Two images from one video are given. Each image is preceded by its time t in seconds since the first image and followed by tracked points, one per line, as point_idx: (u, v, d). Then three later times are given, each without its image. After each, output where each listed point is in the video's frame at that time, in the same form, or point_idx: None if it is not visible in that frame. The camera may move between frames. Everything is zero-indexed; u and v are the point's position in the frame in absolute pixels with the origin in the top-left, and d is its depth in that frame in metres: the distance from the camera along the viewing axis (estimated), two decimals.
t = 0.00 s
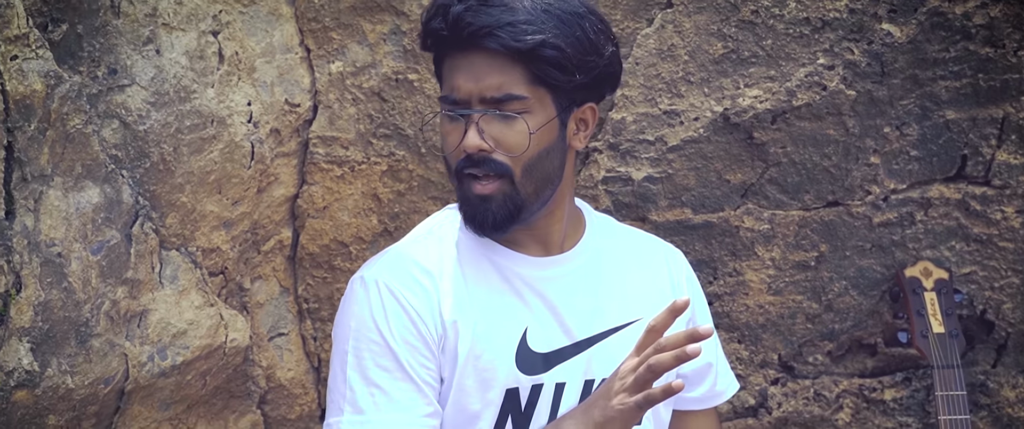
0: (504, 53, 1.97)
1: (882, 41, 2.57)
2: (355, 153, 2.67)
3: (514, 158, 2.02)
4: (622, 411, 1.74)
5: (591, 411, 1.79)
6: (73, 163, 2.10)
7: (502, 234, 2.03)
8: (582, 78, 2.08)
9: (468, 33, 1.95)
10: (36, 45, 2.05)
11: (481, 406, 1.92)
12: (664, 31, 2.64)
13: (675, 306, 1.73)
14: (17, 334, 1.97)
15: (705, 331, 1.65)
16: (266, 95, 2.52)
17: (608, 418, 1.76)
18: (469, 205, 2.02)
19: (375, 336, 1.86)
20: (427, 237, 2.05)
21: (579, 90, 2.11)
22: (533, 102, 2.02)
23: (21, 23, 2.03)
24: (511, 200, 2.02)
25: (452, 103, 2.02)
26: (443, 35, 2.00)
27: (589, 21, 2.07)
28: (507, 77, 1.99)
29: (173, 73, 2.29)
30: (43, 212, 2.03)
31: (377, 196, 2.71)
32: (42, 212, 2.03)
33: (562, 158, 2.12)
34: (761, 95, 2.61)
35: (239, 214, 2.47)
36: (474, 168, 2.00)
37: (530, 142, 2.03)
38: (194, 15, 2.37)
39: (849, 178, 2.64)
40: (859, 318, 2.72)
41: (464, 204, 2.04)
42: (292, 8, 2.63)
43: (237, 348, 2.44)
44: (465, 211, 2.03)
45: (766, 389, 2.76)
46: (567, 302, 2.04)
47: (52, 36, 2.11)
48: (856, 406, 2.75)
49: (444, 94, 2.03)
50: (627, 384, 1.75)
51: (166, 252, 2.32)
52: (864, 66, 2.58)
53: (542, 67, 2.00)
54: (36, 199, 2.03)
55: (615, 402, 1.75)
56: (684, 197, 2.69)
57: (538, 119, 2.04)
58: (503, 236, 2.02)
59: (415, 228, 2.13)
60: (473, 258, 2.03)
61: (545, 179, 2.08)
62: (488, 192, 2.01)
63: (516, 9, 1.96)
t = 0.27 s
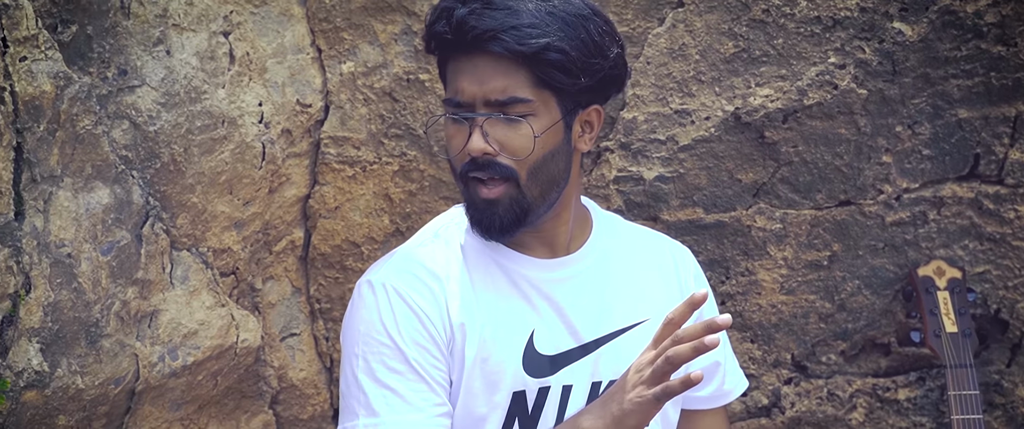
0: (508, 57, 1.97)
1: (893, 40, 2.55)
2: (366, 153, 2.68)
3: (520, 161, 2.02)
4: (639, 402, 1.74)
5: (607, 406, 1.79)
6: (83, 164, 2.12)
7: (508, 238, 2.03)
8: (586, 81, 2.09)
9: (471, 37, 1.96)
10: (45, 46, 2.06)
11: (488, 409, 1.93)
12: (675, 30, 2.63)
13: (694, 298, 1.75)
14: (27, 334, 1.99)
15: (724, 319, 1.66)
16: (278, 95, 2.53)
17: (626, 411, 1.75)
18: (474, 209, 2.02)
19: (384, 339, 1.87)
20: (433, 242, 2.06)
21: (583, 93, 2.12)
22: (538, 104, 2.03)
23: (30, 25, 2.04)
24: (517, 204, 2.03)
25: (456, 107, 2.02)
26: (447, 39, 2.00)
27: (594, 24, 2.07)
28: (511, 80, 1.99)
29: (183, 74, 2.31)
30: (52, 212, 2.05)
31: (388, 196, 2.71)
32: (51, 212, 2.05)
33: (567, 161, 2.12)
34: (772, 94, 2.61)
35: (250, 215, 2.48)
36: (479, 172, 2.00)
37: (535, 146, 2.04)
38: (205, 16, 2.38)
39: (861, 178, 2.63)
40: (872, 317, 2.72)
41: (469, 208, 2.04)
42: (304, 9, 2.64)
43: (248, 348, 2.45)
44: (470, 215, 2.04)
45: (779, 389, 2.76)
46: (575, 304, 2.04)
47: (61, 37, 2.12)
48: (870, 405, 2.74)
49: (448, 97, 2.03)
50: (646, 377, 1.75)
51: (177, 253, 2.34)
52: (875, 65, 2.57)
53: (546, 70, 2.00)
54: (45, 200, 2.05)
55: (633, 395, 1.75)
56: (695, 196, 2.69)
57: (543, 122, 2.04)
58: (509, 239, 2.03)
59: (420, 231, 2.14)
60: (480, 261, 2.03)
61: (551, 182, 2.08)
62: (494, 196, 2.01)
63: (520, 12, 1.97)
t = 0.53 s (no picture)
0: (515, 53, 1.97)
1: (902, 37, 2.54)
2: (374, 152, 2.68)
3: (526, 158, 2.02)
4: (651, 400, 1.74)
5: (619, 404, 1.79)
6: (88, 164, 2.13)
7: (514, 236, 2.03)
8: (593, 78, 2.09)
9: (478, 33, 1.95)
10: (52, 45, 2.08)
11: (493, 412, 1.93)
12: (684, 28, 2.62)
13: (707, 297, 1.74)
14: (33, 334, 2.00)
15: (736, 318, 1.65)
16: (286, 95, 2.54)
17: (638, 410, 1.75)
18: (480, 206, 2.02)
19: (391, 343, 1.87)
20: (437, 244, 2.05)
21: (589, 90, 2.12)
22: (545, 101, 2.03)
23: (36, 24, 2.05)
24: (523, 202, 2.03)
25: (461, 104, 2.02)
26: (453, 35, 2.00)
27: (600, 21, 2.07)
28: (518, 76, 1.99)
29: (191, 73, 2.31)
30: (59, 211, 2.06)
31: (397, 195, 2.72)
32: (58, 212, 2.06)
33: (574, 159, 2.12)
34: (781, 92, 2.59)
35: (258, 214, 2.49)
36: (486, 169, 2.00)
37: (542, 142, 2.04)
38: (212, 15, 2.39)
39: (870, 176, 2.62)
40: (882, 316, 2.70)
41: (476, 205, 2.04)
42: (312, 8, 2.64)
43: (256, 347, 2.46)
44: (476, 213, 2.04)
45: (790, 388, 2.75)
46: (580, 306, 2.03)
47: (67, 37, 2.13)
48: (880, 404, 2.73)
49: (454, 94, 2.03)
50: (658, 375, 1.75)
51: (184, 252, 2.34)
52: (884, 63, 2.55)
53: (553, 66, 2.00)
54: (51, 199, 2.06)
55: (645, 393, 1.75)
56: (704, 195, 2.68)
57: (550, 118, 2.04)
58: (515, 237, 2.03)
59: (424, 232, 2.14)
60: (484, 262, 2.03)
61: (557, 179, 2.08)
62: (500, 194, 2.01)
63: (527, 8, 1.97)
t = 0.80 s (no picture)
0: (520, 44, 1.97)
1: (909, 33, 2.52)
2: (380, 149, 2.68)
3: (531, 152, 2.01)
4: (661, 396, 1.73)
5: (628, 400, 1.78)
6: (92, 161, 2.13)
7: (519, 230, 2.01)
8: (597, 72, 2.09)
9: (483, 25, 1.95)
10: (54, 41, 2.07)
11: (496, 413, 1.92)
12: (691, 25, 2.61)
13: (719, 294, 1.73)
14: (35, 331, 1.99)
15: (747, 313, 1.65)
16: (291, 92, 2.54)
17: (647, 406, 1.74)
18: (485, 201, 2.01)
19: (396, 343, 1.86)
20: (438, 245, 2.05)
21: (593, 85, 2.12)
22: (550, 94, 2.03)
23: (39, 20, 2.05)
24: (528, 195, 2.02)
25: (466, 98, 2.01)
26: (458, 28, 2.00)
27: (604, 15, 2.08)
28: (523, 69, 1.99)
29: (195, 70, 2.31)
30: (61, 208, 2.06)
31: (403, 193, 2.71)
32: (60, 208, 2.05)
33: (578, 154, 2.12)
34: (788, 89, 2.58)
35: (263, 211, 2.49)
36: (491, 162, 1.99)
37: (547, 135, 2.03)
38: (217, 12, 2.39)
39: (878, 173, 2.60)
40: (891, 314, 2.69)
41: (480, 201, 2.03)
42: (318, 5, 2.63)
43: (262, 345, 2.46)
44: (480, 208, 2.02)
45: (798, 386, 2.74)
46: (583, 304, 2.03)
47: (70, 33, 2.14)
48: (890, 403, 2.71)
49: (458, 88, 2.02)
50: (668, 371, 1.75)
51: (189, 249, 2.35)
52: (891, 59, 2.54)
53: (558, 58, 2.00)
54: (54, 196, 2.05)
55: (655, 389, 1.75)
56: (711, 192, 2.66)
57: (555, 112, 2.04)
58: (520, 231, 2.01)
59: (424, 233, 2.13)
60: (486, 262, 2.03)
61: (562, 174, 2.07)
62: (505, 187, 2.00)
63: (532, 1, 1.97)
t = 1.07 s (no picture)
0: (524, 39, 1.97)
1: (915, 30, 2.50)
2: (385, 148, 2.67)
3: (535, 146, 2.01)
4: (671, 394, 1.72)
5: (638, 399, 1.77)
6: (93, 159, 2.13)
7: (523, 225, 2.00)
8: (601, 66, 2.08)
9: (485, 20, 1.94)
10: (55, 39, 2.08)
11: (499, 413, 1.91)
12: (696, 22, 2.59)
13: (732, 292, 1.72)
14: (36, 330, 2.00)
15: (759, 313, 1.63)
16: (295, 90, 2.53)
17: (657, 405, 1.73)
18: (488, 196, 1.99)
19: (400, 343, 1.85)
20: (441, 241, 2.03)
21: (596, 80, 2.11)
22: (553, 89, 2.02)
23: (39, 18, 2.05)
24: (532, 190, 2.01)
25: (468, 93, 2.00)
26: (460, 24, 1.99)
27: (606, 9, 2.08)
28: (527, 64, 1.98)
29: (198, 68, 2.31)
30: (62, 206, 2.06)
31: (407, 191, 2.70)
32: (61, 206, 2.05)
33: (581, 149, 2.11)
34: (793, 86, 2.57)
35: (267, 210, 2.48)
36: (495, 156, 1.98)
37: (551, 131, 2.02)
38: (220, 10, 2.38)
39: (885, 171, 2.59)
40: (899, 312, 2.67)
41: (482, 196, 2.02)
42: (322, 3, 2.62)
43: (265, 344, 2.46)
44: (483, 203, 2.01)
45: (805, 386, 2.72)
46: (586, 302, 2.02)
47: (71, 31, 2.15)
48: (897, 402, 2.70)
49: (460, 84, 2.01)
50: (678, 370, 1.73)
51: (192, 248, 2.35)
52: (897, 56, 2.52)
53: (561, 53, 2.00)
54: (54, 194, 2.06)
55: (665, 387, 1.74)
56: (717, 190, 2.65)
57: (558, 107, 2.03)
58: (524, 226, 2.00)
59: (425, 230, 2.11)
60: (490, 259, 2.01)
61: (565, 169, 2.06)
62: (509, 182, 1.99)
63: None
